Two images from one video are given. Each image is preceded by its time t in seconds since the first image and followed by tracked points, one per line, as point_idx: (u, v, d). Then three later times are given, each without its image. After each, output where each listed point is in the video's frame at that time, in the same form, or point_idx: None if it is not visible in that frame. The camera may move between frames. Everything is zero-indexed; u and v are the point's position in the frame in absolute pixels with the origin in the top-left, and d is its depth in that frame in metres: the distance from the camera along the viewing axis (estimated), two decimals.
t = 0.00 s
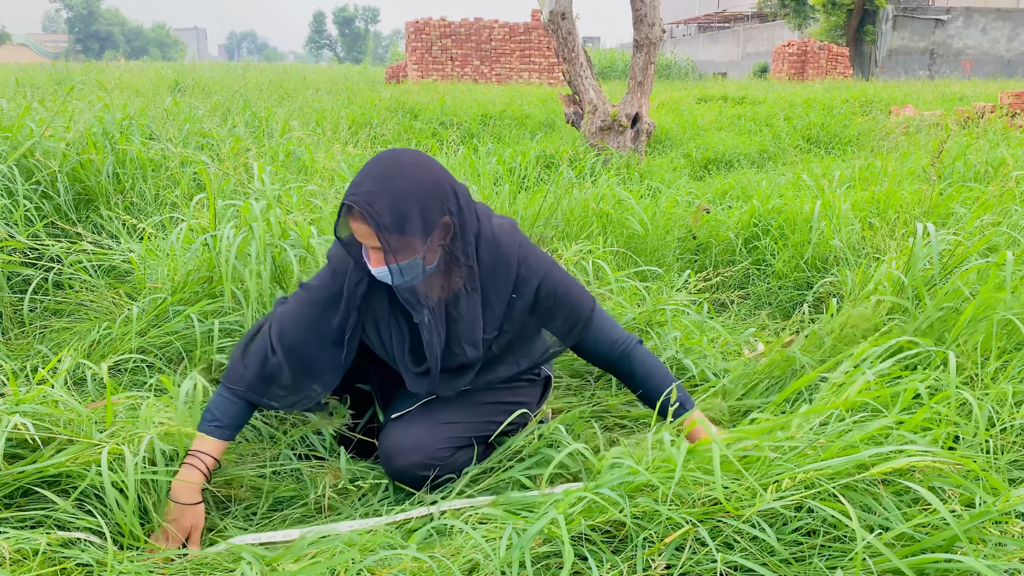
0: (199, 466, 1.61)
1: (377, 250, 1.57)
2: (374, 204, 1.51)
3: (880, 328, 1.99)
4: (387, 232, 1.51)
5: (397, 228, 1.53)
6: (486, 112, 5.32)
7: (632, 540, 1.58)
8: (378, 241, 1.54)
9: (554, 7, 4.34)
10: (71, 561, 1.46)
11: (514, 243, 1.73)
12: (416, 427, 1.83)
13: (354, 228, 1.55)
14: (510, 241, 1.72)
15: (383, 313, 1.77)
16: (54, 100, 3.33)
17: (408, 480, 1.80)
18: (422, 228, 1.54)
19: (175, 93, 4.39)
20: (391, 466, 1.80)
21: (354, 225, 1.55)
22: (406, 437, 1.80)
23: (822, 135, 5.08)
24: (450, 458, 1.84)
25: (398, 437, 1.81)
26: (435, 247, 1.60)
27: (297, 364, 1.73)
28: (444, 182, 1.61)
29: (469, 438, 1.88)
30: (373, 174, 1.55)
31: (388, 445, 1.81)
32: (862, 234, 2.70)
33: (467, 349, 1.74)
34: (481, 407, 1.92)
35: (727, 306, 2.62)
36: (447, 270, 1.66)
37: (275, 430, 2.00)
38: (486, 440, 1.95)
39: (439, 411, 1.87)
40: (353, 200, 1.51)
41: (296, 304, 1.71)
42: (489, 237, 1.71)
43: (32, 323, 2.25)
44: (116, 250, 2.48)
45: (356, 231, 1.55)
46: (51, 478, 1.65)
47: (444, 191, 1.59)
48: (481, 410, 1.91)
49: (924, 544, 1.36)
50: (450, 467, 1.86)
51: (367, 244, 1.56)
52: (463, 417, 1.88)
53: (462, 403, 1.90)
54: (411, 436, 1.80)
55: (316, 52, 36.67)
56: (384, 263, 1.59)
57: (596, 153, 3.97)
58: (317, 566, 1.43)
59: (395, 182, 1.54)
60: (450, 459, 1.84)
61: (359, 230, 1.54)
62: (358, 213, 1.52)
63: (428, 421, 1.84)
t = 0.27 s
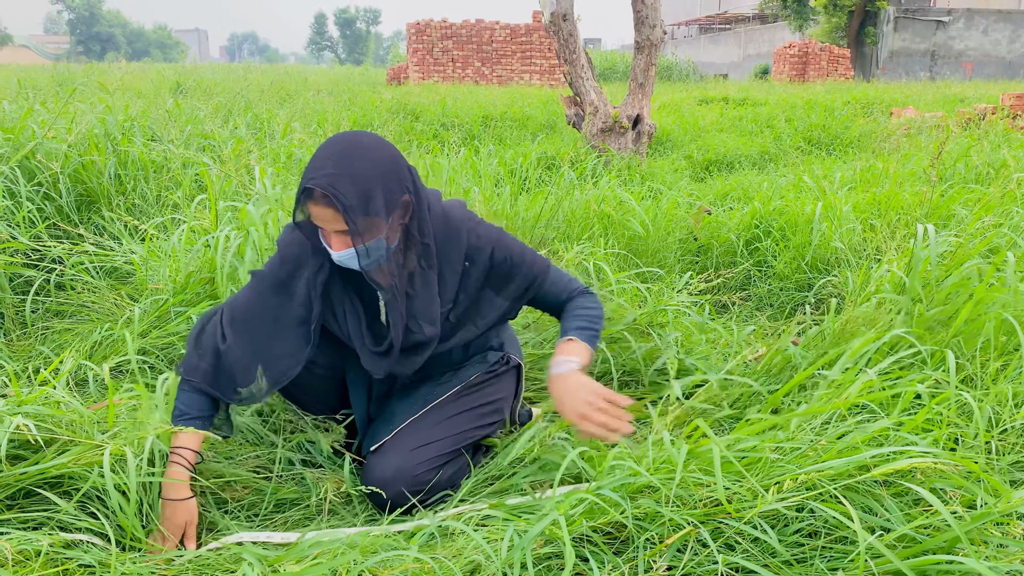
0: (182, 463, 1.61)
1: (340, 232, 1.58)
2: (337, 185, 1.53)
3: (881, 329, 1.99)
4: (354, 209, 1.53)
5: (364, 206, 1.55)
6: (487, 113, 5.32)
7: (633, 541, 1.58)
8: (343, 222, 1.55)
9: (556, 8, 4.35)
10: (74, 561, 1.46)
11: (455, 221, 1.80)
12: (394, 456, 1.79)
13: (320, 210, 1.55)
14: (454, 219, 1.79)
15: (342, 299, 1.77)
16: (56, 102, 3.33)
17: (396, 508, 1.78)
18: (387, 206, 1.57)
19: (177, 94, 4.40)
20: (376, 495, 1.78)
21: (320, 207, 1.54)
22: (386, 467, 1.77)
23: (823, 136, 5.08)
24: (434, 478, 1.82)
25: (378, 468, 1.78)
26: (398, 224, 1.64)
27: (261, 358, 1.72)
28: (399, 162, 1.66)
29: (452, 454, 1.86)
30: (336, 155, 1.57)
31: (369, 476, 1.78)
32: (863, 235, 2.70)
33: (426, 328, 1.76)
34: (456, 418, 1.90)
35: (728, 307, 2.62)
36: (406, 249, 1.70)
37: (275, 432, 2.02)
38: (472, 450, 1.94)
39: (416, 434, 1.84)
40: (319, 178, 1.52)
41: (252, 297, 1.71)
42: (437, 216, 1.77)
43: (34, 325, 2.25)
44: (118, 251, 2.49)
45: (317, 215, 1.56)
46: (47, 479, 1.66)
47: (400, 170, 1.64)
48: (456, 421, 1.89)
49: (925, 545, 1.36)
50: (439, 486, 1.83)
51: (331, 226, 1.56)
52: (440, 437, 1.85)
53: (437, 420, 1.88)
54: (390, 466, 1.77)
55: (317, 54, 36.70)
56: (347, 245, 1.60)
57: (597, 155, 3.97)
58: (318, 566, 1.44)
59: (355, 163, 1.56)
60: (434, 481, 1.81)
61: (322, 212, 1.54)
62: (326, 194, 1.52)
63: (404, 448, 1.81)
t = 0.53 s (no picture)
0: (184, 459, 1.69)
1: (281, 229, 1.58)
2: (282, 180, 1.51)
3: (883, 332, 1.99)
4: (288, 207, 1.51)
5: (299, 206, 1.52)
6: (490, 115, 5.32)
7: (636, 543, 1.59)
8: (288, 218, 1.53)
9: (558, 10, 4.35)
10: (78, 561, 1.46)
11: (408, 233, 1.74)
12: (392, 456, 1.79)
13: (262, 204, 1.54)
14: (406, 231, 1.73)
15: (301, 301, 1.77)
16: (60, 104, 3.34)
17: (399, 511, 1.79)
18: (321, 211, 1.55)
19: (180, 96, 4.41)
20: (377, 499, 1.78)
21: (262, 202, 1.54)
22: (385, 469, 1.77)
23: (825, 138, 5.08)
24: (434, 478, 1.81)
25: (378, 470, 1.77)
26: (339, 227, 1.61)
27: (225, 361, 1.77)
28: (349, 166, 1.62)
29: (450, 452, 1.85)
30: (289, 151, 1.55)
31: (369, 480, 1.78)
32: (866, 237, 2.70)
33: (367, 332, 1.73)
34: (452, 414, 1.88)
35: (731, 309, 2.61)
36: (347, 255, 1.66)
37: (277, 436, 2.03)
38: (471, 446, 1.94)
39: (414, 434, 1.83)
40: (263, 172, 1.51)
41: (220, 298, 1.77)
42: (387, 226, 1.72)
43: (38, 326, 2.26)
44: (122, 253, 2.49)
45: (263, 210, 1.55)
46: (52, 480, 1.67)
47: (347, 176, 1.60)
48: (452, 417, 1.88)
49: (927, 548, 1.36)
50: (440, 486, 1.84)
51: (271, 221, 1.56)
52: (439, 434, 1.84)
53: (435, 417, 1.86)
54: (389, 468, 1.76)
55: (320, 55, 36.74)
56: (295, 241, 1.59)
57: (599, 156, 3.97)
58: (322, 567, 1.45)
59: (303, 162, 1.54)
60: (434, 480, 1.81)
61: (263, 207, 1.53)
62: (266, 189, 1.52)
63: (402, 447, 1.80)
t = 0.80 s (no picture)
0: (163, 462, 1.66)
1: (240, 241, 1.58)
2: (236, 189, 1.52)
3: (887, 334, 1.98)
4: (243, 219, 1.52)
5: (256, 218, 1.53)
6: (493, 117, 5.32)
7: (639, 544, 1.59)
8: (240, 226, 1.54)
9: (561, 13, 4.36)
10: (82, 561, 1.47)
11: (377, 239, 1.73)
12: (392, 461, 1.81)
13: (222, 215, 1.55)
14: (376, 237, 1.73)
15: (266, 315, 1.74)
16: (65, 106, 3.34)
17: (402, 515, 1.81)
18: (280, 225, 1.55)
19: (184, 98, 4.41)
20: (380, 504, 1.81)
21: (222, 212, 1.55)
22: (385, 475, 1.79)
23: (829, 140, 5.07)
24: (436, 480, 1.83)
25: (378, 475, 1.79)
26: (299, 243, 1.59)
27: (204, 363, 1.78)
28: (315, 179, 1.60)
29: (450, 454, 1.87)
30: (252, 163, 1.55)
31: (370, 485, 1.80)
32: (869, 239, 2.69)
33: (336, 346, 1.71)
34: (450, 415, 1.90)
35: (734, 311, 2.61)
36: (311, 267, 1.65)
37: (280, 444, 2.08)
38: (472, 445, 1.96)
39: (411, 438, 1.84)
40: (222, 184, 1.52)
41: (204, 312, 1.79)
42: (355, 233, 1.71)
43: (42, 327, 2.26)
44: (126, 254, 2.50)
45: (221, 217, 1.56)
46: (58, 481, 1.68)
47: (312, 189, 1.58)
48: (448, 418, 1.89)
49: (931, 550, 1.36)
50: (441, 487, 1.85)
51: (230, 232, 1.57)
52: (437, 436, 1.86)
53: (433, 419, 1.88)
54: (389, 473, 1.79)
55: (323, 57, 36.78)
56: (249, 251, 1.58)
57: (602, 158, 3.97)
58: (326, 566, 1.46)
59: (263, 173, 1.54)
60: (436, 483, 1.83)
61: (224, 217, 1.54)
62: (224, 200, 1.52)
63: (401, 452, 1.82)
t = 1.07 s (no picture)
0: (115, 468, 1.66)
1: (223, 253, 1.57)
2: (217, 204, 1.51)
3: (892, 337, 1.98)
4: (224, 233, 1.51)
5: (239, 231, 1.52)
6: (498, 119, 5.33)
7: (644, 547, 1.60)
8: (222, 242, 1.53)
9: (567, 15, 4.36)
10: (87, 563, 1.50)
11: (365, 244, 1.74)
12: (396, 465, 1.81)
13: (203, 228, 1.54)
14: (364, 242, 1.74)
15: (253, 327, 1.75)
16: (72, 107, 3.36)
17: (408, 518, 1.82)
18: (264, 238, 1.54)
19: (190, 100, 4.42)
20: (386, 508, 1.81)
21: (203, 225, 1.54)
22: (391, 479, 1.79)
23: (834, 142, 5.06)
24: (441, 483, 1.84)
25: (383, 479, 1.79)
26: (282, 255, 1.58)
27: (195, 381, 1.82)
28: (298, 190, 1.59)
29: (455, 456, 1.87)
30: (232, 177, 1.54)
31: (375, 490, 1.80)
32: (875, 241, 2.69)
33: (324, 357, 1.71)
34: (453, 417, 1.90)
35: (739, 313, 2.60)
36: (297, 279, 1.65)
37: (285, 450, 2.11)
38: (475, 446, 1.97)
39: (415, 441, 1.84)
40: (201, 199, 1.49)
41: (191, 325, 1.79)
42: (342, 238, 1.72)
43: (49, 328, 2.27)
44: (133, 255, 2.51)
45: (203, 232, 1.55)
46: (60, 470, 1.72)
47: (295, 200, 1.57)
48: (451, 420, 1.90)
49: (936, 553, 1.35)
50: (446, 490, 1.86)
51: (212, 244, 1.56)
52: (441, 438, 1.86)
53: (437, 421, 1.88)
54: (395, 478, 1.79)
55: (328, 59, 36.85)
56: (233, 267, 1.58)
57: (607, 160, 3.97)
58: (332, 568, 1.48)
59: (244, 187, 1.53)
60: (441, 486, 1.84)
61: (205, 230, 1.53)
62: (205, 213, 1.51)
63: (405, 455, 1.82)
